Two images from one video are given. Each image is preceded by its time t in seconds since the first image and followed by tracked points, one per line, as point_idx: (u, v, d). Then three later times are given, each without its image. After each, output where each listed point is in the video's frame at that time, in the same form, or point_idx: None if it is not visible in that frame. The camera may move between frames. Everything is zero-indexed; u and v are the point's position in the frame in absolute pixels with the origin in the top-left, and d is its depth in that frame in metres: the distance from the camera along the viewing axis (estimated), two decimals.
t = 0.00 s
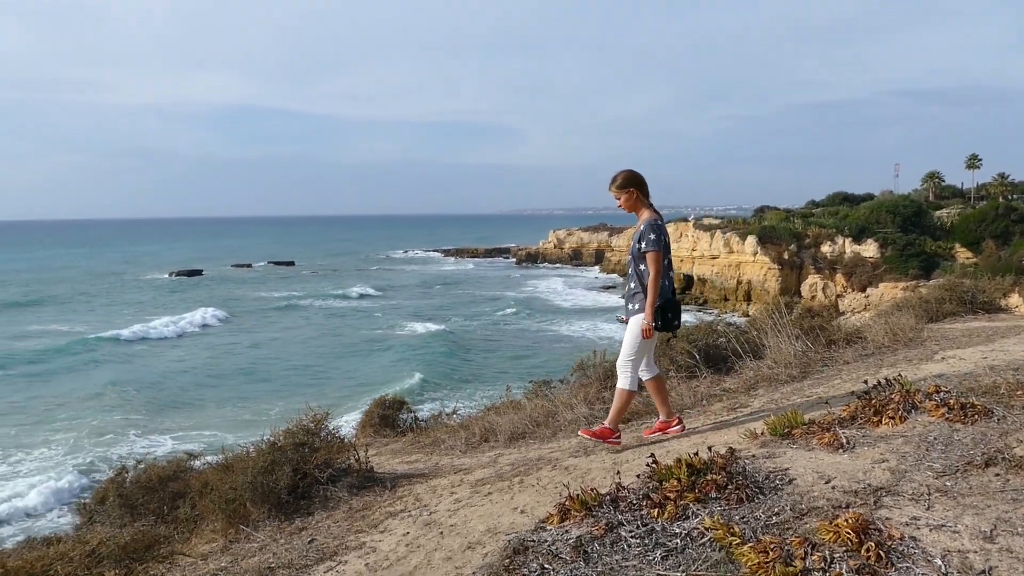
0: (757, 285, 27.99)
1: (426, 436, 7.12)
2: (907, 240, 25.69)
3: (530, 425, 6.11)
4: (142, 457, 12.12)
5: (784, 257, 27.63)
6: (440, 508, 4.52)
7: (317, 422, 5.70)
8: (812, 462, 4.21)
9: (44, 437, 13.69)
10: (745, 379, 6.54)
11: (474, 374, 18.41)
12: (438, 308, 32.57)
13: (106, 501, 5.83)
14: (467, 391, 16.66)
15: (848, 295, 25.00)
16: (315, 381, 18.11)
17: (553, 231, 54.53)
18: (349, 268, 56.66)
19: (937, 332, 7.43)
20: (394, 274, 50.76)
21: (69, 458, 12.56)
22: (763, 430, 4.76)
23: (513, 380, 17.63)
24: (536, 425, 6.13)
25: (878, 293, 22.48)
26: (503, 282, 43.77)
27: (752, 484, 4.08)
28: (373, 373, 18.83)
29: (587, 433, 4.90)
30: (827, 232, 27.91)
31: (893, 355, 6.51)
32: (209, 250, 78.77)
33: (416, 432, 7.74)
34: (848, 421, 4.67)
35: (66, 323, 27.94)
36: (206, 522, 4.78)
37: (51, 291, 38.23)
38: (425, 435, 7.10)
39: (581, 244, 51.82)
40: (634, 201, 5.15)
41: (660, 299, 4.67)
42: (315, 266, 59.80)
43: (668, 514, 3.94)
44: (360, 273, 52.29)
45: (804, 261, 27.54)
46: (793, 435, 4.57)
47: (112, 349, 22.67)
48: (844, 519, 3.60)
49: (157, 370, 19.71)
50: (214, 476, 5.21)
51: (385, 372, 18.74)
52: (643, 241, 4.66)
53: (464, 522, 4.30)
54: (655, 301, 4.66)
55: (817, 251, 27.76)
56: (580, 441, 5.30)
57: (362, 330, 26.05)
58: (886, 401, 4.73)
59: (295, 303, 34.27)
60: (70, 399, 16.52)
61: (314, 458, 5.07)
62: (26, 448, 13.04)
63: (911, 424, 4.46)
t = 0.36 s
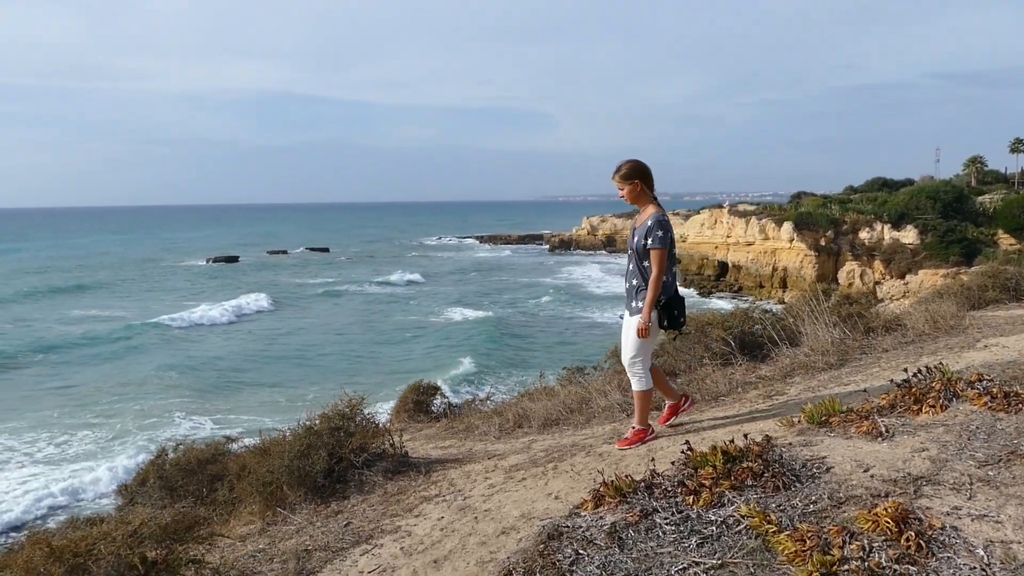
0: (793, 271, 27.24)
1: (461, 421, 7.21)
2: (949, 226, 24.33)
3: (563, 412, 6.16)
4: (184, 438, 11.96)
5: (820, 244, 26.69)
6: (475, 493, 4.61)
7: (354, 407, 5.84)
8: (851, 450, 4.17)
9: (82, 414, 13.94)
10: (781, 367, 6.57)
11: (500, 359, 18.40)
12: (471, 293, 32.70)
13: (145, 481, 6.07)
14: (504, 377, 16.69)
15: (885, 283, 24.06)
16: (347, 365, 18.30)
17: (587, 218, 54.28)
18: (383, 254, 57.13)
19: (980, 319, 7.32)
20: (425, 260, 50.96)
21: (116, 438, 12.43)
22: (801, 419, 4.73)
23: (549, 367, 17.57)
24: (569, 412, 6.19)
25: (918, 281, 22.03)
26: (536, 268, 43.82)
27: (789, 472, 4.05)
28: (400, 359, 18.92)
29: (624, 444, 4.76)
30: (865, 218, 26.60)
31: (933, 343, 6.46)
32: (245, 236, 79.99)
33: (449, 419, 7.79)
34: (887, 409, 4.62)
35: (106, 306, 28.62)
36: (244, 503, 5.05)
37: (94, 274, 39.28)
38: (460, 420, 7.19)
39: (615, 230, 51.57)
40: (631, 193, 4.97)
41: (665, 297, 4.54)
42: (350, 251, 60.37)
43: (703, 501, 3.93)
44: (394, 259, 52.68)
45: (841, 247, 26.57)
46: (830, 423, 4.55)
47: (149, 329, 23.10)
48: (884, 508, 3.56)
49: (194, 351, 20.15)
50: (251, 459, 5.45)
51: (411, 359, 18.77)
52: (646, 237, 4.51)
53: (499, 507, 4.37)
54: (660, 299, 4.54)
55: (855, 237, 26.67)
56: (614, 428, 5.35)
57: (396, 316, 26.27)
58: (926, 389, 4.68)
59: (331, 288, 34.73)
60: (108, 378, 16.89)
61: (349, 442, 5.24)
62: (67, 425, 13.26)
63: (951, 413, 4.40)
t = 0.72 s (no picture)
0: (823, 260, 26.53)
1: (491, 410, 7.24)
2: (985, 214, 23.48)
3: (591, 400, 6.20)
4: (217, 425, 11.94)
5: (851, 233, 25.99)
6: (503, 480, 4.65)
7: (382, 394, 5.92)
8: (882, 440, 4.14)
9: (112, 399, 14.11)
10: (810, 356, 6.57)
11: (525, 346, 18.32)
12: (497, 282, 32.70)
13: (175, 467, 6.20)
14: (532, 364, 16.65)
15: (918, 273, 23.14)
16: (372, 352, 18.38)
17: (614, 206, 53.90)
18: (410, 243, 57.29)
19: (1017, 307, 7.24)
20: (452, 249, 50.99)
21: (151, 425, 12.39)
22: (832, 408, 4.73)
23: (576, 356, 17.42)
24: (597, 400, 6.23)
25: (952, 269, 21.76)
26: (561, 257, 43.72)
27: (820, 461, 4.03)
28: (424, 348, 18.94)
29: (592, 440, 4.93)
30: (897, 206, 25.79)
31: (966, 333, 6.41)
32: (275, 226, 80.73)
33: (477, 407, 7.75)
34: (920, 399, 4.58)
35: (138, 293, 29.11)
36: (274, 489, 5.15)
37: (126, 262, 39.92)
38: (487, 409, 7.24)
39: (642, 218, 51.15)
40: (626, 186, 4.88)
41: (676, 290, 4.47)
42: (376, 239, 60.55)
43: (732, 490, 3.91)
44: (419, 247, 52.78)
45: (872, 236, 25.78)
46: (862, 413, 4.53)
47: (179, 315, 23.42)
48: (916, 498, 3.52)
49: (222, 337, 20.40)
50: (281, 445, 5.56)
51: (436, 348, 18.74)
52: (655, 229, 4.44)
53: (527, 494, 4.40)
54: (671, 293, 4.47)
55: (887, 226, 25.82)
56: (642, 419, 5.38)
57: (420, 304, 26.31)
58: (959, 379, 4.63)
59: (357, 276, 34.94)
60: (138, 364, 17.16)
61: (378, 429, 5.31)
62: (100, 410, 13.45)
63: (986, 402, 4.35)
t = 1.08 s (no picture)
0: (829, 254, 26.60)
1: (498, 403, 7.26)
2: (993, 208, 23.16)
3: (597, 394, 6.23)
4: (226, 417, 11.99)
5: (858, 227, 25.93)
6: (508, 474, 4.67)
7: (388, 387, 6.06)
8: (889, 435, 4.15)
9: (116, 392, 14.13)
10: (817, 350, 6.61)
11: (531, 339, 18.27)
12: (503, 275, 32.74)
13: (180, 460, 6.21)
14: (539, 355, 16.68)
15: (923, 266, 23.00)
16: (378, 345, 18.42)
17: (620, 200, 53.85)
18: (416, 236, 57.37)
19: None
20: (458, 242, 50.99)
21: (159, 419, 12.38)
22: (840, 403, 4.75)
23: (583, 350, 17.42)
24: (602, 393, 6.27)
25: (958, 263, 21.76)
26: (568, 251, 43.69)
27: (826, 456, 4.04)
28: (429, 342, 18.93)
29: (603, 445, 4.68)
30: (905, 200, 25.60)
31: (974, 327, 6.42)
32: (284, 219, 80.95)
33: (482, 401, 7.74)
34: (927, 394, 4.57)
35: (145, 287, 29.20)
36: (280, 482, 5.19)
37: (134, 256, 40.05)
38: (493, 403, 7.27)
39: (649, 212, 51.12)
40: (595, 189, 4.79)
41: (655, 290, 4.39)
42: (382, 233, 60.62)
43: (739, 484, 3.92)
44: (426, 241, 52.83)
45: (879, 230, 25.70)
46: (868, 407, 4.55)
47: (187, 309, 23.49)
48: (923, 493, 3.52)
49: (229, 329, 20.50)
50: (288, 438, 5.59)
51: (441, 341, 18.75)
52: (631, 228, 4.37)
53: (533, 488, 4.41)
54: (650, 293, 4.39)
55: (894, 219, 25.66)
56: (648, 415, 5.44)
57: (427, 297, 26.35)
58: (968, 373, 4.63)
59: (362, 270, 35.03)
60: (146, 357, 17.22)
61: (385, 423, 5.35)
62: (108, 402, 13.50)
63: (994, 397, 4.34)
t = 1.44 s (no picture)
0: (858, 250, 26.45)
1: (524, 397, 7.28)
2: None
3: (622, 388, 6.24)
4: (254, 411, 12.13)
5: (887, 222, 25.58)
6: (534, 468, 4.70)
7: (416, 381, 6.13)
8: (919, 432, 4.12)
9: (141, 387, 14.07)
10: (846, 347, 6.61)
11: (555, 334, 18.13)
12: (526, 269, 32.73)
13: (206, 451, 6.32)
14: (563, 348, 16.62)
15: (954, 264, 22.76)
16: (400, 339, 18.49)
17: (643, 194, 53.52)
18: (439, 230, 57.41)
19: None
20: (480, 237, 50.99)
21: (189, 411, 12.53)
22: (869, 399, 4.74)
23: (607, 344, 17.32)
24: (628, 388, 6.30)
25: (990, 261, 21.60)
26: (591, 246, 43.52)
27: (855, 452, 4.01)
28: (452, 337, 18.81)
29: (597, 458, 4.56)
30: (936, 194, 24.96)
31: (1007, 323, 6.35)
32: (307, 212, 81.39)
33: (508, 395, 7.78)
34: (958, 390, 4.55)
35: (171, 280, 29.60)
36: (308, 474, 5.25)
37: (162, 250, 40.55)
38: (518, 397, 7.33)
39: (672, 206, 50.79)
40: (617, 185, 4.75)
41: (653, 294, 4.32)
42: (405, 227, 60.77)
43: (766, 480, 3.91)
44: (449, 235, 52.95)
45: (909, 225, 25.31)
46: (898, 404, 4.53)
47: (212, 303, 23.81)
48: (954, 490, 3.48)
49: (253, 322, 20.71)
50: (314, 430, 5.66)
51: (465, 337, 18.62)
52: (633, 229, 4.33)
53: (559, 481, 4.44)
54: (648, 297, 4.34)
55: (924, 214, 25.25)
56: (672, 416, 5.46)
57: (450, 291, 26.38)
58: (1001, 369, 4.58)
59: (385, 265, 35.21)
60: (172, 350, 17.47)
61: (411, 416, 5.41)
62: (137, 394, 13.70)
63: None
